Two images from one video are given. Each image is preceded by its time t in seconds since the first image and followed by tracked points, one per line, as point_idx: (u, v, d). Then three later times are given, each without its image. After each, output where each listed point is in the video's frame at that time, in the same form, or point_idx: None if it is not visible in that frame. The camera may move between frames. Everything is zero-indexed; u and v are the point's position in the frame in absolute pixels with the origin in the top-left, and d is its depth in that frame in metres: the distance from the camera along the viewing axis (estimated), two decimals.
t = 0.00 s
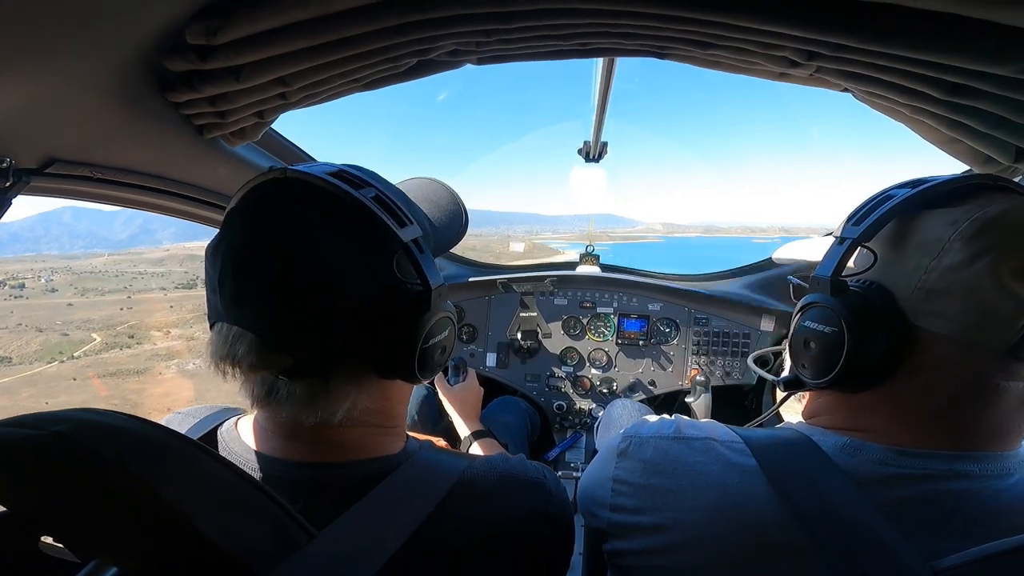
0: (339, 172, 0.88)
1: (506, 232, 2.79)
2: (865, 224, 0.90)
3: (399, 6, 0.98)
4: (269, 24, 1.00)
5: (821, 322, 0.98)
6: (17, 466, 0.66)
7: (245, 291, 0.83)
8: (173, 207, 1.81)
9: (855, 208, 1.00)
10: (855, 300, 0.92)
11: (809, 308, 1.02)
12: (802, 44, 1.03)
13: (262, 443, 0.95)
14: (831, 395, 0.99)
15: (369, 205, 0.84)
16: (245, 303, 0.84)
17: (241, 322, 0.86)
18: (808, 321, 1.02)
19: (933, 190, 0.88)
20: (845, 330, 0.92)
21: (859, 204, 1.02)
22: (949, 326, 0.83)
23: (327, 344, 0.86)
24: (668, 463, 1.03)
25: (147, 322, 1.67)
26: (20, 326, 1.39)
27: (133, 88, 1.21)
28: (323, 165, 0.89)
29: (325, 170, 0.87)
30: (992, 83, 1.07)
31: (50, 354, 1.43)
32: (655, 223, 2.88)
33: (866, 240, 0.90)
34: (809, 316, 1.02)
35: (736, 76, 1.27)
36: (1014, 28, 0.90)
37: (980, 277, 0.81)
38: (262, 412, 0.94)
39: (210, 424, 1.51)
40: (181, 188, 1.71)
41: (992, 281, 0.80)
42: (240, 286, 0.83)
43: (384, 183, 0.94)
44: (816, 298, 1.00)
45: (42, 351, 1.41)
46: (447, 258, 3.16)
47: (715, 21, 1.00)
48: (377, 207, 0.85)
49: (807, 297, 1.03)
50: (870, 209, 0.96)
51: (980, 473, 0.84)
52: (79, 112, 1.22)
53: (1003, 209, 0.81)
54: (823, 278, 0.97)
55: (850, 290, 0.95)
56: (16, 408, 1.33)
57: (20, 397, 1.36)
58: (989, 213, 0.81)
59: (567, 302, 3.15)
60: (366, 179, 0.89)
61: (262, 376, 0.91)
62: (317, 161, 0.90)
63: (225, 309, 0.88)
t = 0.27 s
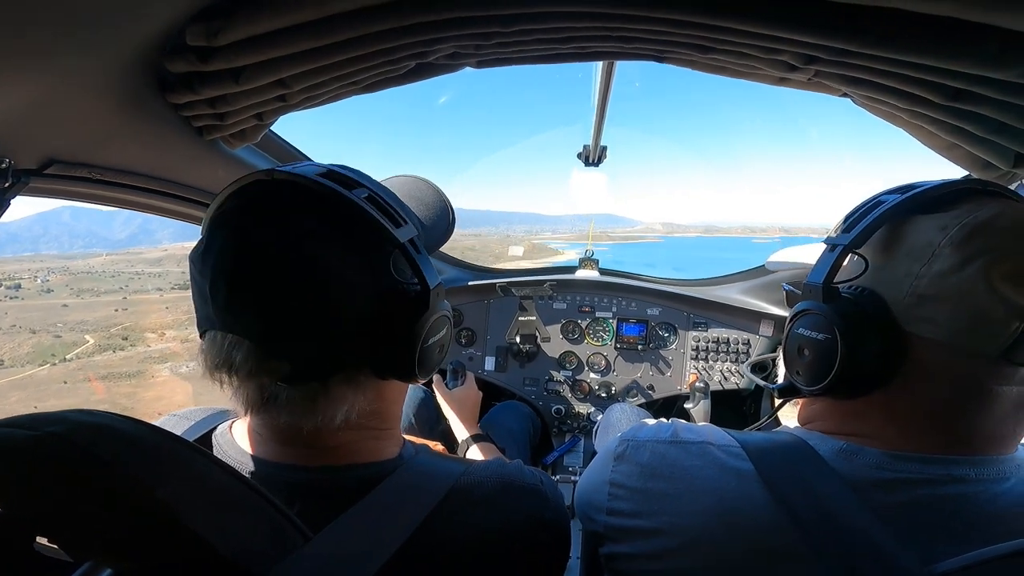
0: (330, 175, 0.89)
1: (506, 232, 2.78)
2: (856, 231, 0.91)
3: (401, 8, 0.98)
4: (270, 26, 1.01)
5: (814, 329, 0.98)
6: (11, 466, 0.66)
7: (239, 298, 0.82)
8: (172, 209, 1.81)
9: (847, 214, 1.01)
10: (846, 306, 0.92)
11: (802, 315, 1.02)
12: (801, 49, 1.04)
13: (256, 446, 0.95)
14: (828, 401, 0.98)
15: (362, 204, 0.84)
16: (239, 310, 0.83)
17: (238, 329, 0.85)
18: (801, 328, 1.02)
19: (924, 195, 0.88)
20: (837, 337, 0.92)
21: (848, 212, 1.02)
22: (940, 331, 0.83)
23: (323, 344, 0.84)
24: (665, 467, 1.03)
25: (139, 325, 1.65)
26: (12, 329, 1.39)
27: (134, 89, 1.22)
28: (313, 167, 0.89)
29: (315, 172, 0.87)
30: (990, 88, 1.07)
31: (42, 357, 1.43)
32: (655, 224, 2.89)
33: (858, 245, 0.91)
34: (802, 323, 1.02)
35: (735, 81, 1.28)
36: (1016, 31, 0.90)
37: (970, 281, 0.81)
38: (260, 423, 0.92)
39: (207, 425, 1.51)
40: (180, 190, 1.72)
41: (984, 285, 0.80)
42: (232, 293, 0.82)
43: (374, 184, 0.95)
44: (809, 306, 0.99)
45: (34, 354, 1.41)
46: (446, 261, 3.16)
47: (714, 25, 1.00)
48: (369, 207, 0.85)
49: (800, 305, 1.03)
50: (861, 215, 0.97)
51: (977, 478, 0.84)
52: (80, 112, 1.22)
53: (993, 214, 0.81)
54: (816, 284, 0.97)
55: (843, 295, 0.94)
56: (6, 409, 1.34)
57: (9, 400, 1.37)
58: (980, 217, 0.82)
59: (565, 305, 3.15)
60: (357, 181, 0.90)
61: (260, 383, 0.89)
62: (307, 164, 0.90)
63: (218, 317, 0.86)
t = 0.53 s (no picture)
0: (306, 176, 0.89)
1: (506, 232, 2.84)
2: (849, 239, 0.91)
3: (399, 12, 0.98)
4: (269, 28, 1.01)
5: (808, 338, 0.98)
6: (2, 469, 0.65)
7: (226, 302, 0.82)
8: (169, 212, 1.80)
9: (841, 221, 1.01)
10: (839, 314, 0.92)
11: (795, 323, 1.02)
12: (797, 54, 1.04)
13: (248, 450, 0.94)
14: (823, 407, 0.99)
15: (341, 202, 0.84)
16: (224, 314, 0.83)
17: (224, 332, 0.84)
18: (795, 336, 1.01)
19: (916, 202, 0.89)
20: (831, 344, 0.92)
21: (842, 218, 1.02)
22: (934, 339, 0.83)
23: (311, 344, 0.84)
24: (660, 472, 1.03)
25: (134, 326, 1.63)
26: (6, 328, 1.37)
27: (132, 91, 1.21)
28: (289, 170, 0.89)
29: (291, 174, 0.87)
30: (985, 93, 1.08)
31: (33, 359, 1.40)
32: (655, 223, 2.92)
33: (852, 253, 0.91)
34: (796, 331, 1.01)
35: (732, 86, 1.28)
36: (1006, 35, 0.91)
37: (963, 290, 0.81)
38: (246, 426, 0.92)
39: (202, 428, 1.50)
40: (177, 194, 1.71)
41: (977, 294, 0.80)
42: (217, 298, 0.82)
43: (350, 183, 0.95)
44: (802, 314, 0.99)
45: (25, 355, 1.38)
46: (443, 265, 3.16)
47: (710, 30, 1.01)
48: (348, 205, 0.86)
49: (794, 312, 1.02)
50: (854, 222, 0.97)
51: (973, 483, 0.84)
52: (78, 114, 1.22)
53: (986, 222, 0.82)
54: (809, 293, 0.96)
55: (836, 304, 0.94)
56: None
57: None
58: (972, 225, 0.82)
59: (563, 311, 3.15)
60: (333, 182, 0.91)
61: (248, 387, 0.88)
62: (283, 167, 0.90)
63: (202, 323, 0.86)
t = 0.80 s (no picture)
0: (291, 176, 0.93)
1: (506, 232, 2.82)
2: (847, 239, 0.91)
3: (399, 15, 0.98)
4: (268, 31, 1.01)
5: (808, 337, 0.97)
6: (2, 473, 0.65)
7: (207, 286, 0.85)
8: (168, 215, 1.80)
9: (840, 222, 1.01)
10: (839, 313, 0.92)
11: (795, 322, 1.01)
12: (795, 57, 1.05)
13: (245, 447, 0.94)
14: (824, 407, 0.98)
15: (315, 196, 0.86)
16: (203, 301, 0.86)
17: (203, 319, 0.86)
18: (796, 335, 1.01)
19: (915, 202, 0.89)
20: (830, 342, 0.92)
21: (840, 220, 1.03)
22: (932, 338, 0.83)
23: (279, 332, 0.84)
24: (662, 473, 1.03)
25: (129, 327, 1.62)
26: None
27: (132, 94, 1.21)
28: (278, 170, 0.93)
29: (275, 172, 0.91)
30: (983, 95, 1.08)
31: (25, 362, 1.40)
32: (655, 223, 2.91)
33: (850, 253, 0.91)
34: (796, 330, 1.01)
35: (731, 89, 1.29)
36: (1008, 38, 0.92)
37: (961, 288, 0.81)
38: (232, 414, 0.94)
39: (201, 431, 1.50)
40: (176, 197, 1.71)
41: (975, 292, 0.80)
42: (198, 285, 0.85)
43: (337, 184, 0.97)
44: (802, 313, 0.98)
45: (18, 358, 1.38)
46: (442, 268, 3.16)
47: (710, 33, 1.01)
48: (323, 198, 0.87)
49: (794, 312, 1.01)
50: (853, 223, 0.97)
51: (974, 483, 0.84)
52: (77, 117, 1.21)
53: (983, 221, 0.82)
54: (809, 292, 0.96)
55: (835, 303, 0.94)
56: None
57: None
58: (971, 224, 0.82)
59: (561, 314, 3.15)
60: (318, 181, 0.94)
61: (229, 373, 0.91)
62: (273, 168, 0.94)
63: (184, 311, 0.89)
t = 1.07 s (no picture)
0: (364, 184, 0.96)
1: (507, 231, 2.71)
2: (850, 240, 0.91)
3: (401, 18, 0.99)
4: (270, 35, 1.01)
5: (811, 337, 0.97)
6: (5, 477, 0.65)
7: (248, 267, 0.87)
8: (171, 219, 1.80)
9: (842, 222, 1.01)
10: (842, 314, 0.92)
11: (799, 322, 1.01)
12: (796, 57, 1.05)
13: (252, 447, 0.95)
14: (830, 409, 0.98)
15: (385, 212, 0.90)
16: (241, 280, 0.88)
17: (236, 297, 0.88)
18: (798, 335, 1.01)
19: (919, 201, 0.88)
20: (833, 343, 0.92)
21: (842, 220, 1.02)
22: (936, 337, 0.83)
23: (308, 330, 0.86)
24: (668, 475, 1.03)
25: (125, 328, 1.61)
26: None
27: (134, 97, 1.22)
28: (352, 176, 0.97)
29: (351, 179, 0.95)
30: (985, 94, 1.08)
31: (19, 363, 1.40)
32: (656, 223, 2.88)
33: (853, 254, 0.91)
34: (799, 330, 1.01)
35: (732, 89, 1.29)
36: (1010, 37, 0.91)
37: (965, 287, 0.81)
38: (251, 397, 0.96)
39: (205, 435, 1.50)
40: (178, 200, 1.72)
41: (979, 291, 0.80)
42: (241, 263, 0.88)
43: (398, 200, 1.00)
44: (805, 314, 0.99)
45: (11, 360, 1.39)
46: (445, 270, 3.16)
47: (710, 34, 1.01)
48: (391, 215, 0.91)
49: (798, 312, 1.02)
50: (856, 224, 0.97)
51: (982, 484, 0.84)
52: (79, 121, 1.22)
53: (988, 219, 0.81)
54: (811, 293, 0.97)
55: (838, 303, 0.95)
56: None
57: None
58: (974, 224, 0.82)
59: (564, 315, 3.14)
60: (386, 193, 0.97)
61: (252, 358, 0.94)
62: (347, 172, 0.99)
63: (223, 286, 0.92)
